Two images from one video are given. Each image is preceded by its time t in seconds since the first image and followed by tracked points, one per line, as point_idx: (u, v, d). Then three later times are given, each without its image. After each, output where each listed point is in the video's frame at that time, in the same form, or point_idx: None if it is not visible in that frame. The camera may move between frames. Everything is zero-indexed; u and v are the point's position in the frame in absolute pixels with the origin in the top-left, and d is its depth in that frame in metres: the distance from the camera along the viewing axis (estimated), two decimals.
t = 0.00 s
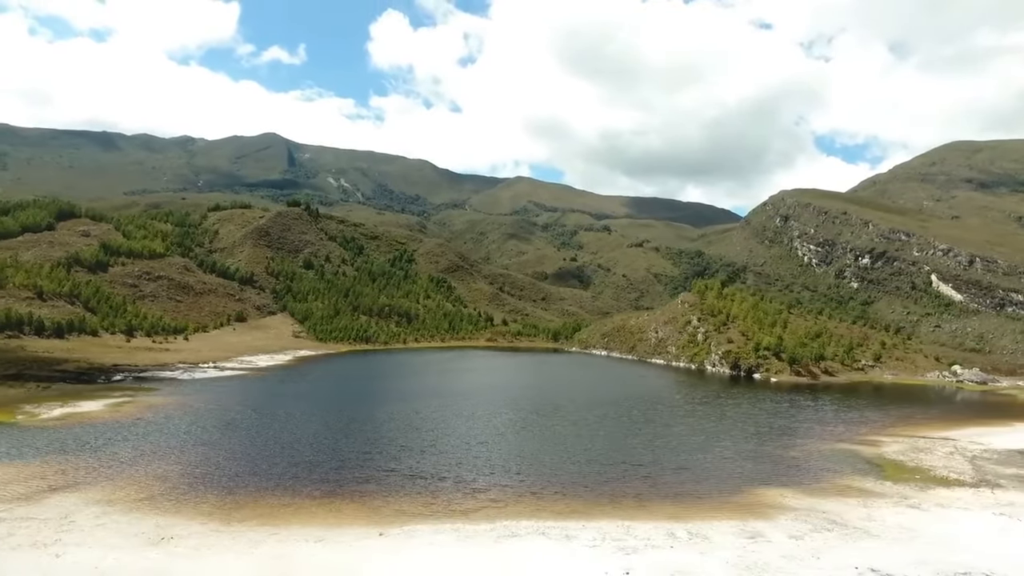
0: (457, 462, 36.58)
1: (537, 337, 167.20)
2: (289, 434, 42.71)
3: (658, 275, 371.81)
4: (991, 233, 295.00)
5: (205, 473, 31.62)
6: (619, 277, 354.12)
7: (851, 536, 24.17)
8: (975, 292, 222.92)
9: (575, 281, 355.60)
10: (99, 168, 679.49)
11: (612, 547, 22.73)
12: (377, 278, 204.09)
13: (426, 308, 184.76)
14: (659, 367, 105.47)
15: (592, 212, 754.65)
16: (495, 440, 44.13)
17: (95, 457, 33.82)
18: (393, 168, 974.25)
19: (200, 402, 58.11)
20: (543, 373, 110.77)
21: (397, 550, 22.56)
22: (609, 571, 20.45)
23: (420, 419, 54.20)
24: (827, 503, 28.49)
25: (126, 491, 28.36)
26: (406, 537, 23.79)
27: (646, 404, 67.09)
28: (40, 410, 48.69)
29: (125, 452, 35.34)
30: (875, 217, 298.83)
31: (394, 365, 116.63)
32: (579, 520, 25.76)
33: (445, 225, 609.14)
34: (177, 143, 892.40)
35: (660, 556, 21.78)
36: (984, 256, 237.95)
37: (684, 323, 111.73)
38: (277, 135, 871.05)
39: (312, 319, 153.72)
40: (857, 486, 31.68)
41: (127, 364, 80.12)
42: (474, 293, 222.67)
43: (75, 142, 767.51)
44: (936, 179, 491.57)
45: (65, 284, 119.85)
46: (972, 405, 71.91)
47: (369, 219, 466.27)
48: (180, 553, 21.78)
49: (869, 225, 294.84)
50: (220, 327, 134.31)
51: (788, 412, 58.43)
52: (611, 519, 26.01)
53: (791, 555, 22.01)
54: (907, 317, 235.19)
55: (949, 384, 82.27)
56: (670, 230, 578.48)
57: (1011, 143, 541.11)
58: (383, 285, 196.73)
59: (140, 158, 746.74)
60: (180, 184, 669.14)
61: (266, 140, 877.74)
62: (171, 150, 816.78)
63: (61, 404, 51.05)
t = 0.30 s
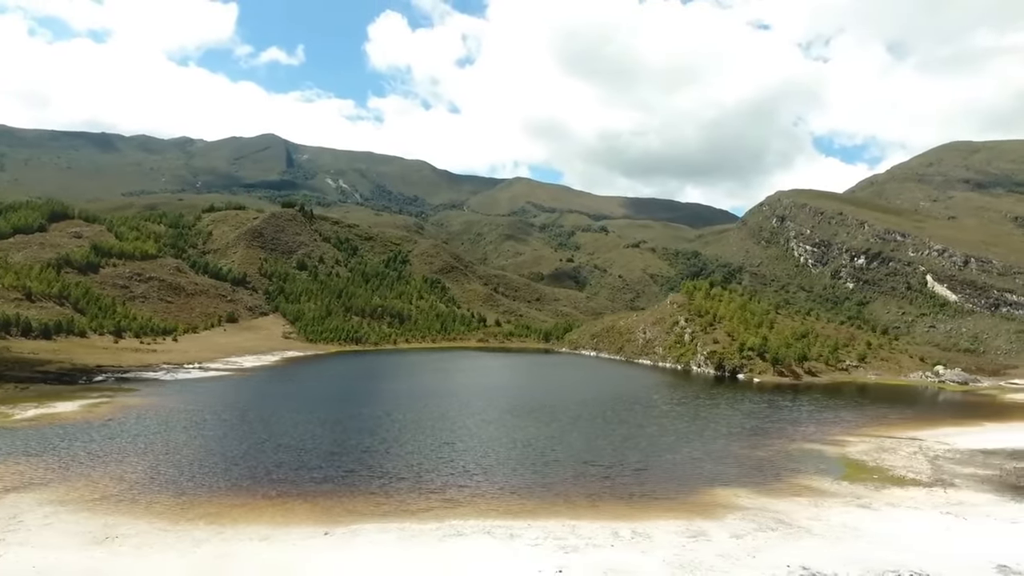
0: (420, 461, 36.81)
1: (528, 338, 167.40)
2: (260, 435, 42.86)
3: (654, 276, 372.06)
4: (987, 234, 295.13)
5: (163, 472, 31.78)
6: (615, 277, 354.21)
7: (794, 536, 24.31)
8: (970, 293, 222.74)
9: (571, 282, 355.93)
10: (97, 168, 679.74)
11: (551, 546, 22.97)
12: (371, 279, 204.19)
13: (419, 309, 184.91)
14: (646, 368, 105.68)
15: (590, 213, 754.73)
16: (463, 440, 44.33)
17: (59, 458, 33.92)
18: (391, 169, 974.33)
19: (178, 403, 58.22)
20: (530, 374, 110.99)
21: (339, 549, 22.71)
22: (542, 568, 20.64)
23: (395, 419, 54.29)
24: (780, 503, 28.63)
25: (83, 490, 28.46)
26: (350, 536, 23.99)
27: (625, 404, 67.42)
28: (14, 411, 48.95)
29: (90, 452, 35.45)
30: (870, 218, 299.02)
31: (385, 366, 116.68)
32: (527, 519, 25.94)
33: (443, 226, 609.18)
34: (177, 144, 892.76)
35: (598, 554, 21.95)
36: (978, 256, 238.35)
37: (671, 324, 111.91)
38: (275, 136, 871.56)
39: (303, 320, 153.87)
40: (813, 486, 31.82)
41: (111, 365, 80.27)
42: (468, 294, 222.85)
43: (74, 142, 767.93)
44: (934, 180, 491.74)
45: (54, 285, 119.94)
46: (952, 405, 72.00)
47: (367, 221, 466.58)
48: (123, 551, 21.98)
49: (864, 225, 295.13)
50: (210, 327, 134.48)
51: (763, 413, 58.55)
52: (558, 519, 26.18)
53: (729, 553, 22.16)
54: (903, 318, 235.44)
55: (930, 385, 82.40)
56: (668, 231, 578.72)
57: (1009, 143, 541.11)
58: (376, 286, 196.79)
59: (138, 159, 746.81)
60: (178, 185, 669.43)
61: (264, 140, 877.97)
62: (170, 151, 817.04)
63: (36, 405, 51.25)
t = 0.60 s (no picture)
0: (385, 459, 36.84)
1: (518, 338, 167.56)
2: (227, 434, 42.87)
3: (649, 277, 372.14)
4: (981, 234, 295.86)
5: (122, 471, 31.95)
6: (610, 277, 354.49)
7: (734, 535, 24.58)
8: (962, 293, 222.96)
9: (566, 282, 356.16)
10: (94, 169, 679.26)
11: (493, 543, 23.21)
12: (362, 279, 204.17)
13: (410, 309, 184.97)
14: (631, 368, 105.99)
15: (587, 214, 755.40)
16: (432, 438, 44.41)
17: (19, 457, 33.97)
18: (389, 170, 974.33)
19: (153, 402, 58.19)
20: (516, 375, 110.96)
21: (281, 548, 22.90)
22: (475, 566, 20.81)
23: (368, 419, 54.22)
24: (729, 502, 28.86)
25: (37, 489, 28.62)
26: (294, 533, 24.12)
27: (603, 404, 67.60)
28: None
29: (52, 452, 35.51)
30: (865, 218, 299.53)
31: (372, 367, 116.67)
32: (473, 518, 26.12)
33: (440, 227, 609.38)
34: (173, 144, 891.99)
35: (536, 552, 22.15)
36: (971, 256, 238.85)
37: (658, 325, 112.15)
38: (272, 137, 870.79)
39: (293, 321, 153.94)
40: (768, 485, 32.02)
41: (93, 366, 80.35)
42: (461, 294, 222.98)
43: (71, 142, 767.34)
44: (929, 180, 492.71)
45: (41, 286, 119.84)
46: (931, 405, 72.26)
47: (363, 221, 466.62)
48: (64, 550, 22.14)
49: (859, 226, 295.73)
50: (199, 328, 134.52)
51: (739, 413, 58.55)
52: (505, 517, 26.37)
53: (664, 550, 22.44)
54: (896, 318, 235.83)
55: (911, 385, 82.63)
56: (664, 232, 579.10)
57: (1004, 144, 542.52)
58: (368, 287, 196.79)
59: (135, 160, 746.18)
60: (175, 186, 669.19)
61: (261, 141, 876.83)
62: (167, 151, 816.47)
63: (10, 405, 51.36)
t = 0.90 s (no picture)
0: (349, 458, 37.00)
1: (509, 339, 167.75)
2: (197, 433, 42.99)
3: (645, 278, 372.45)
4: (975, 234, 296.28)
5: (80, 469, 32.08)
6: (605, 278, 354.71)
7: (677, 532, 24.77)
8: (956, 293, 222.92)
9: (561, 283, 356.39)
10: (92, 170, 679.35)
11: (435, 539, 23.42)
12: (355, 280, 204.31)
13: (403, 310, 185.03)
14: (617, 368, 106.25)
15: (584, 214, 756.36)
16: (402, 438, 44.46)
17: None
18: (387, 170, 974.79)
19: (130, 402, 58.17)
20: (503, 375, 110.95)
21: (225, 545, 23.09)
22: (412, 561, 21.01)
23: (344, 418, 54.17)
24: (680, 499, 29.07)
25: None
26: (241, 531, 24.30)
27: (582, 404, 67.79)
28: None
29: (17, 452, 35.60)
30: (859, 219, 299.89)
31: (360, 367, 116.94)
32: (420, 516, 26.27)
33: (437, 227, 609.83)
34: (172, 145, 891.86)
35: (474, 548, 22.32)
36: (965, 257, 239.25)
37: (644, 325, 112.46)
38: (270, 137, 870.63)
39: (283, 321, 153.96)
40: (724, 484, 32.20)
41: (76, 366, 80.52)
42: (454, 295, 223.26)
43: (69, 143, 766.90)
44: (924, 181, 493.76)
45: (29, 286, 119.99)
46: (911, 404, 72.40)
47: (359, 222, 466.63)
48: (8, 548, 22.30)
49: (854, 227, 296.37)
50: (188, 329, 134.76)
51: (713, 413, 58.88)
52: (452, 515, 26.58)
53: (601, 547, 22.63)
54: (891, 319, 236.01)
55: (893, 385, 82.83)
56: (661, 232, 579.41)
57: (1000, 145, 543.63)
58: (360, 287, 196.94)
59: (133, 160, 746.10)
60: (173, 187, 669.13)
61: (259, 141, 876.77)
62: (164, 152, 816.24)
63: None
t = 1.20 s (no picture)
0: (316, 456, 37.06)
1: (501, 340, 167.84)
2: (170, 432, 43.03)
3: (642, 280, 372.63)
4: (973, 235, 295.93)
5: (44, 468, 32.31)
6: (603, 278, 354.57)
7: (625, 530, 24.99)
8: (954, 293, 222.01)
9: (559, 284, 356.39)
10: (92, 172, 680.57)
11: (381, 537, 23.54)
12: (350, 281, 204.55)
13: (397, 311, 185.16)
14: (606, 369, 106.40)
15: (584, 215, 756.43)
16: (373, 436, 44.50)
17: None
18: (387, 171, 975.47)
19: (111, 402, 58.35)
20: (493, 376, 110.86)
21: (172, 544, 23.26)
22: (350, 558, 21.18)
23: (321, 417, 54.13)
24: (634, 498, 29.31)
25: None
26: (190, 530, 24.47)
27: (564, 404, 67.88)
28: None
29: None
30: (857, 220, 299.67)
31: (350, 367, 117.07)
32: (372, 514, 26.44)
33: (436, 228, 609.73)
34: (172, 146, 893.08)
35: (415, 546, 22.49)
36: (963, 257, 238.97)
37: (634, 326, 112.62)
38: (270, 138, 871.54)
39: (277, 322, 154.23)
40: (683, 483, 32.35)
41: (62, 366, 80.86)
42: (450, 296, 223.47)
43: (69, 145, 768.40)
44: (924, 182, 493.44)
45: (21, 286, 120.40)
46: (893, 404, 72.48)
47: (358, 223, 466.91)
48: None
49: (851, 227, 296.28)
50: (181, 329, 135.13)
51: (691, 413, 59.05)
52: (404, 513, 26.71)
53: (543, 546, 22.81)
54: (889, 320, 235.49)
55: (877, 385, 82.85)
56: (661, 233, 578.98)
57: (1000, 145, 543.07)
58: (355, 288, 197.20)
59: (133, 162, 747.29)
60: (173, 188, 670.03)
61: (259, 142, 877.67)
62: (165, 153, 817.37)
63: None
